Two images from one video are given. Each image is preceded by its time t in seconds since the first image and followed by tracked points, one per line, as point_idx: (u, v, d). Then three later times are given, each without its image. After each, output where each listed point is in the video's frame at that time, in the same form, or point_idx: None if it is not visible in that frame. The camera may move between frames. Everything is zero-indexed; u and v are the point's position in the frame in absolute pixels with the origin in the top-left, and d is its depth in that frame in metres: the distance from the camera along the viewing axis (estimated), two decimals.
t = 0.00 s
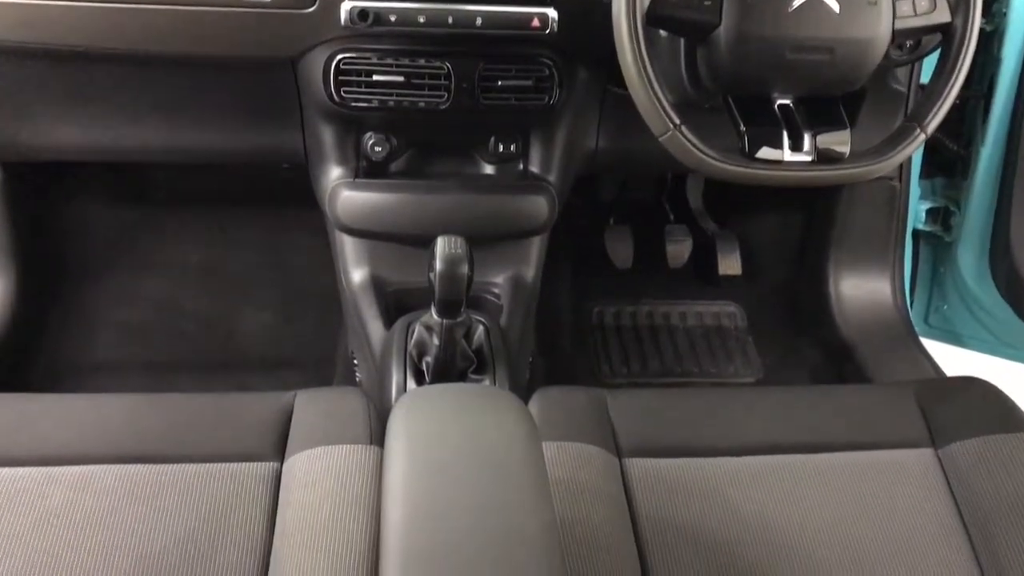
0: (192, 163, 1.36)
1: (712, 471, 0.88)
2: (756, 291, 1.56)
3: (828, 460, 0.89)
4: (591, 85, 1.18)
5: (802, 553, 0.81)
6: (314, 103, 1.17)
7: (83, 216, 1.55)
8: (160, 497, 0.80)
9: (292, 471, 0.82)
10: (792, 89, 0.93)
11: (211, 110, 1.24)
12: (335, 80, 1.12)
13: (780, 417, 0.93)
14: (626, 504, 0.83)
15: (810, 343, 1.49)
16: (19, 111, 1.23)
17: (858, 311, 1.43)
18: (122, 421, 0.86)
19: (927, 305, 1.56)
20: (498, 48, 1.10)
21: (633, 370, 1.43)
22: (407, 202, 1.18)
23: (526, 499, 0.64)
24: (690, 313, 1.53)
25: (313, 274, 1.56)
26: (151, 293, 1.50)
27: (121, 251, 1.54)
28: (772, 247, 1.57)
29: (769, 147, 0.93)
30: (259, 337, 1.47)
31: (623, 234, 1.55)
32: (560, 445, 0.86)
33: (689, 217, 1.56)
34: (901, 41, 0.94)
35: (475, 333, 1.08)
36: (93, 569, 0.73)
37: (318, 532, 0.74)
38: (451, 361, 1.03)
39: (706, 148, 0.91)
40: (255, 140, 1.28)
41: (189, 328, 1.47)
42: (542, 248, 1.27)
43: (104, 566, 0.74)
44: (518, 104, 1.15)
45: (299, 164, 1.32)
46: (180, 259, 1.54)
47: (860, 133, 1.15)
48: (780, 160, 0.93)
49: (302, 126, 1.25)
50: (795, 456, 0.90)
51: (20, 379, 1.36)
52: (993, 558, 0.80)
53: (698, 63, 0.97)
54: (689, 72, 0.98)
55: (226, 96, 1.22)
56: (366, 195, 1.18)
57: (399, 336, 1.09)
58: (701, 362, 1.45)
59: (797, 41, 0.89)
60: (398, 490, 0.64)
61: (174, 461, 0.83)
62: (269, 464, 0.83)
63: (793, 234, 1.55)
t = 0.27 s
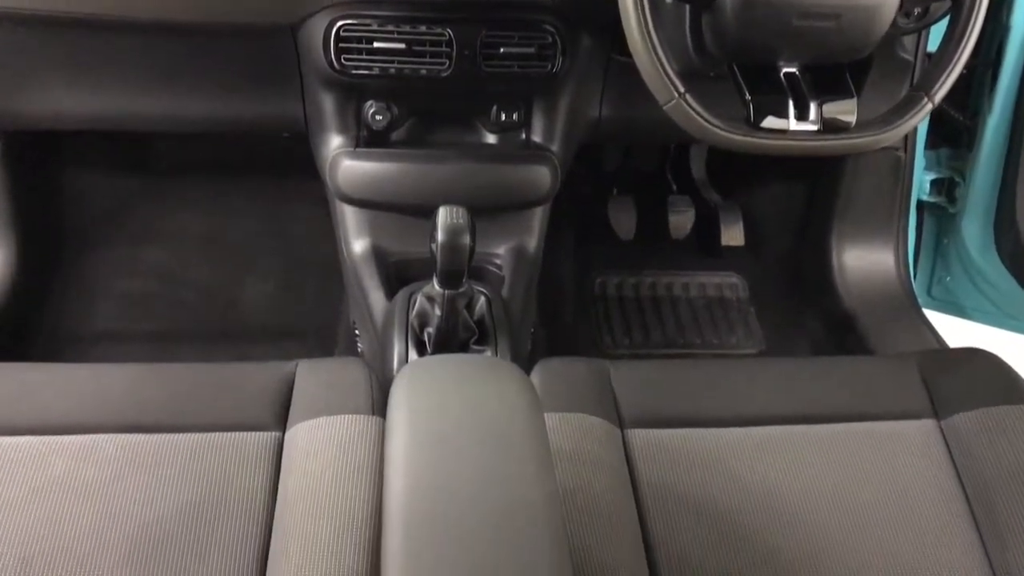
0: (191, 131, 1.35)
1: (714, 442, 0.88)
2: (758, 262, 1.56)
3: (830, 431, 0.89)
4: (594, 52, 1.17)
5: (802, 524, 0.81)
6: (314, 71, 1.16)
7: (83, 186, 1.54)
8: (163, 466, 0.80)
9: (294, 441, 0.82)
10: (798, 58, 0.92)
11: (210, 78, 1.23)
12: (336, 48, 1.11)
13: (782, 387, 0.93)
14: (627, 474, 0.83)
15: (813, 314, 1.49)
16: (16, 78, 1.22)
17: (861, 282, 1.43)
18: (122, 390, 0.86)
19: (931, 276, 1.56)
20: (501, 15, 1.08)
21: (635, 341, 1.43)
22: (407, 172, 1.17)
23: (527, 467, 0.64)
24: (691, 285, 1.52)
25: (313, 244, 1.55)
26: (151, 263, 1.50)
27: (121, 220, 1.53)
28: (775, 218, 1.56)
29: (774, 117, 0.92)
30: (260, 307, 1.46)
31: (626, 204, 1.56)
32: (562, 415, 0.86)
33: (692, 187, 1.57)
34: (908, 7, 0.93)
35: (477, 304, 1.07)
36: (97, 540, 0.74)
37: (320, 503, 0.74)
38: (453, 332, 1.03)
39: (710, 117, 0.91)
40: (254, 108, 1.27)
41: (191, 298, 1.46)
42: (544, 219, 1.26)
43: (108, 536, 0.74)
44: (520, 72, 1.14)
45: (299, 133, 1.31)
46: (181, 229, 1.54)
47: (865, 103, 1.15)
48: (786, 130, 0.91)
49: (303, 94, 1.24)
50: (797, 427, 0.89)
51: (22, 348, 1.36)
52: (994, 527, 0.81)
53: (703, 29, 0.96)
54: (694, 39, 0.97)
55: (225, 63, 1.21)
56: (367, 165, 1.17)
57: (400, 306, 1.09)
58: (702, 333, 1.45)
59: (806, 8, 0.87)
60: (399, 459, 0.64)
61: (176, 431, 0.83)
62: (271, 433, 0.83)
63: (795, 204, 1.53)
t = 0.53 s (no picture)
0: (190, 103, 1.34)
1: (715, 416, 0.88)
2: (760, 235, 1.55)
3: (830, 405, 0.89)
4: (596, 23, 1.16)
5: (802, 497, 0.82)
6: (314, 42, 1.15)
7: (81, 157, 1.52)
8: (164, 439, 0.80)
9: (295, 414, 0.82)
10: (804, 29, 0.91)
11: (210, 47, 1.22)
12: (336, 17, 1.09)
13: (783, 361, 0.93)
14: (628, 448, 0.84)
15: (814, 288, 1.48)
16: (14, 50, 1.21)
17: (863, 256, 1.42)
18: (122, 362, 0.86)
19: (933, 250, 1.55)
20: None
21: (635, 315, 1.43)
22: (407, 144, 1.16)
23: (528, 438, 0.64)
24: (692, 257, 1.52)
25: (313, 217, 1.54)
26: (151, 235, 1.49)
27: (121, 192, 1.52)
28: (777, 191, 1.55)
29: (778, 89, 0.91)
30: (260, 280, 1.46)
31: (628, 176, 1.53)
32: (562, 388, 0.86)
33: (695, 160, 1.55)
34: None
35: (478, 277, 1.07)
36: (99, 512, 0.74)
37: (322, 477, 0.75)
38: (454, 305, 1.03)
39: (714, 89, 0.90)
40: (254, 79, 1.26)
41: (191, 271, 1.46)
42: (546, 192, 1.26)
43: (110, 508, 0.75)
44: (522, 43, 1.12)
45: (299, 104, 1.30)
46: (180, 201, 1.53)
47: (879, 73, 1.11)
48: (790, 102, 0.90)
49: (302, 64, 1.23)
50: (798, 401, 0.89)
51: (25, 321, 1.36)
52: (994, 500, 0.81)
53: None
54: (697, 9, 0.96)
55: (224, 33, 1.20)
56: (367, 137, 1.17)
57: (401, 280, 1.08)
58: (703, 307, 1.45)
59: None
60: (400, 430, 0.64)
61: (177, 404, 0.83)
62: (271, 406, 0.83)
63: (798, 176, 1.53)
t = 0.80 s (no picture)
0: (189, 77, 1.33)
1: (715, 390, 0.88)
2: (762, 211, 1.55)
3: (831, 380, 0.89)
4: None
5: (802, 471, 0.82)
6: (314, 14, 1.14)
7: (79, 131, 1.51)
8: (165, 413, 0.80)
9: (296, 388, 0.82)
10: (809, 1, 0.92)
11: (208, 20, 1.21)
12: None
13: (784, 336, 0.93)
14: (628, 422, 0.84)
15: (815, 264, 1.48)
16: (11, 22, 1.20)
17: (865, 231, 1.42)
18: (122, 336, 0.86)
19: (935, 227, 1.54)
20: None
21: (636, 290, 1.43)
22: (407, 119, 1.15)
23: (529, 412, 0.64)
24: (693, 232, 1.52)
25: (313, 192, 1.54)
26: (151, 210, 1.49)
27: (120, 167, 1.52)
28: (779, 166, 1.54)
29: (781, 62, 0.90)
30: (260, 255, 1.46)
31: (630, 151, 1.52)
32: (563, 362, 0.86)
33: (698, 134, 1.53)
34: None
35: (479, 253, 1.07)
36: (102, 486, 0.75)
37: (323, 450, 0.75)
38: (455, 280, 1.03)
39: (717, 63, 0.89)
40: (253, 52, 1.25)
41: (192, 246, 1.46)
42: (547, 167, 1.25)
43: (113, 482, 0.75)
44: (523, 17, 1.11)
45: (298, 78, 1.29)
46: (180, 176, 1.52)
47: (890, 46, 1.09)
48: (794, 76, 0.90)
49: (302, 37, 1.22)
50: (799, 375, 0.90)
51: (25, 296, 1.36)
52: (993, 474, 0.82)
53: None
54: None
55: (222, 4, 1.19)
56: (367, 111, 1.16)
57: (401, 255, 1.08)
58: (704, 283, 1.45)
59: None
60: (400, 405, 0.64)
61: (179, 378, 0.83)
62: (272, 380, 0.83)
63: (800, 151, 1.52)
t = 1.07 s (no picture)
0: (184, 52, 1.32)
1: (715, 365, 0.88)
2: (762, 185, 1.54)
3: (833, 355, 0.89)
4: None
5: (802, 447, 0.82)
6: None
7: (75, 106, 1.50)
8: (163, 391, 0.80)
9: (295, 366, 0.81)
10: None
11: None
12: None
13: (785, 311, 0.92)
14: (629, 398, 0.84)
15: (816, 238, 1.47)
16: None
17: (866, 204, 1.41)
18: (120, 314, 0.85)
19: (936, 200, 1.54)
20: None
21: (636, 265, 1.43)
22: (405, 93, 1.14)
23: (529, 388, 0.63)
24: (693, 207, 1.51)
25: (311, 167, 1.53)
26: (148, 187, 1.48)
27: (117, 143, 1.51)
28: (780, 139, 1.53)
29: (783, 34, 0.89)
30: (259, 231, 1.45)
31: (629, 124, 1.51)
32: (563, 338, 0.86)
33: (698, 108, 1.52)
34: None
35: (478, 229, 1.06)
36: (103, 464, 0.75)
37: (324, 428, 0.75)
38: (454, 257, 1.02)
39: (718, 35, 0.88)
40: (248, 26, 1.23)
41: (190, 222, 1.45)
42: (547, 140, 1.24)
43: (114, 460, 0.75)
44: None
45: (294, 52, 1.28)
46: (176, 151, 1.51)
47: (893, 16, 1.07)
48: (796, 48, 0.89)
49: (298, 9, 1.20)
50: (800, 350, 0.89)
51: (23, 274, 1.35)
52: (994, 449, 0.82)
53: None
54: None
55: None
56: (365, 85, 1.14)
57: (400, 232, 1.07)
58: (704, 258, 1.44)
59: None
60: (400, 384, 0.63)
61: (179, 355, 0.82)
62: (271, 357, 0.83)
63: (801, 124, 1.51)
